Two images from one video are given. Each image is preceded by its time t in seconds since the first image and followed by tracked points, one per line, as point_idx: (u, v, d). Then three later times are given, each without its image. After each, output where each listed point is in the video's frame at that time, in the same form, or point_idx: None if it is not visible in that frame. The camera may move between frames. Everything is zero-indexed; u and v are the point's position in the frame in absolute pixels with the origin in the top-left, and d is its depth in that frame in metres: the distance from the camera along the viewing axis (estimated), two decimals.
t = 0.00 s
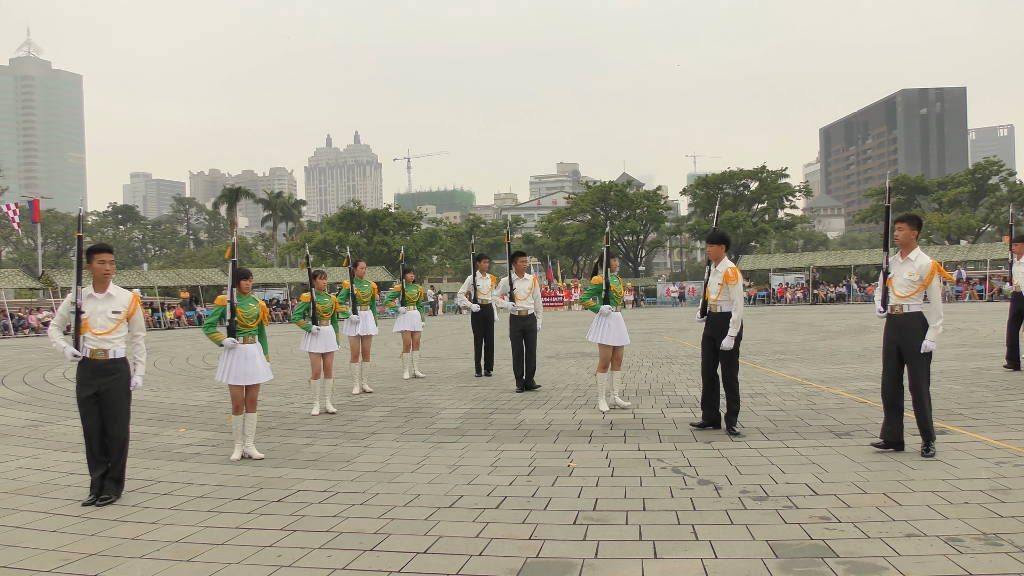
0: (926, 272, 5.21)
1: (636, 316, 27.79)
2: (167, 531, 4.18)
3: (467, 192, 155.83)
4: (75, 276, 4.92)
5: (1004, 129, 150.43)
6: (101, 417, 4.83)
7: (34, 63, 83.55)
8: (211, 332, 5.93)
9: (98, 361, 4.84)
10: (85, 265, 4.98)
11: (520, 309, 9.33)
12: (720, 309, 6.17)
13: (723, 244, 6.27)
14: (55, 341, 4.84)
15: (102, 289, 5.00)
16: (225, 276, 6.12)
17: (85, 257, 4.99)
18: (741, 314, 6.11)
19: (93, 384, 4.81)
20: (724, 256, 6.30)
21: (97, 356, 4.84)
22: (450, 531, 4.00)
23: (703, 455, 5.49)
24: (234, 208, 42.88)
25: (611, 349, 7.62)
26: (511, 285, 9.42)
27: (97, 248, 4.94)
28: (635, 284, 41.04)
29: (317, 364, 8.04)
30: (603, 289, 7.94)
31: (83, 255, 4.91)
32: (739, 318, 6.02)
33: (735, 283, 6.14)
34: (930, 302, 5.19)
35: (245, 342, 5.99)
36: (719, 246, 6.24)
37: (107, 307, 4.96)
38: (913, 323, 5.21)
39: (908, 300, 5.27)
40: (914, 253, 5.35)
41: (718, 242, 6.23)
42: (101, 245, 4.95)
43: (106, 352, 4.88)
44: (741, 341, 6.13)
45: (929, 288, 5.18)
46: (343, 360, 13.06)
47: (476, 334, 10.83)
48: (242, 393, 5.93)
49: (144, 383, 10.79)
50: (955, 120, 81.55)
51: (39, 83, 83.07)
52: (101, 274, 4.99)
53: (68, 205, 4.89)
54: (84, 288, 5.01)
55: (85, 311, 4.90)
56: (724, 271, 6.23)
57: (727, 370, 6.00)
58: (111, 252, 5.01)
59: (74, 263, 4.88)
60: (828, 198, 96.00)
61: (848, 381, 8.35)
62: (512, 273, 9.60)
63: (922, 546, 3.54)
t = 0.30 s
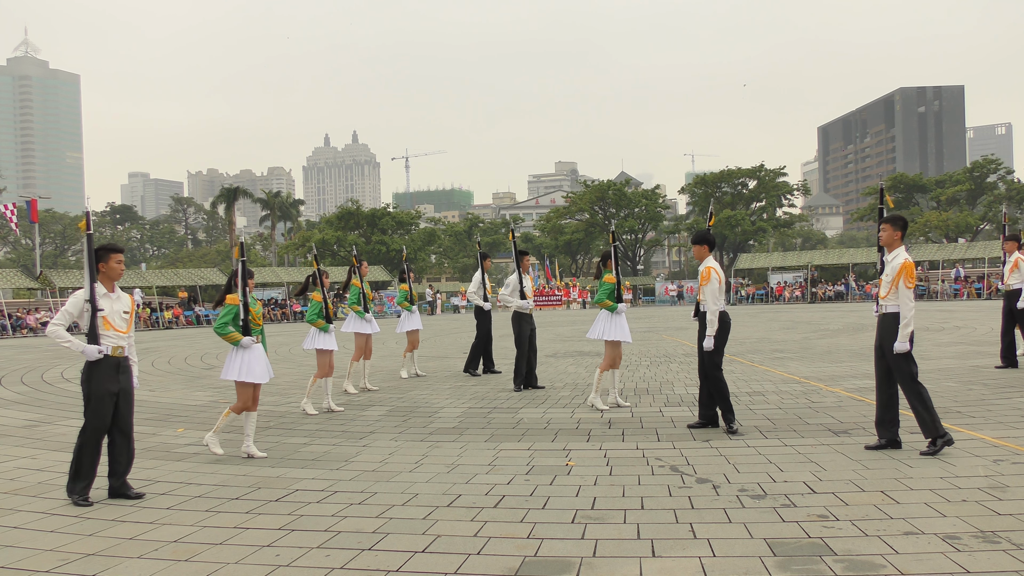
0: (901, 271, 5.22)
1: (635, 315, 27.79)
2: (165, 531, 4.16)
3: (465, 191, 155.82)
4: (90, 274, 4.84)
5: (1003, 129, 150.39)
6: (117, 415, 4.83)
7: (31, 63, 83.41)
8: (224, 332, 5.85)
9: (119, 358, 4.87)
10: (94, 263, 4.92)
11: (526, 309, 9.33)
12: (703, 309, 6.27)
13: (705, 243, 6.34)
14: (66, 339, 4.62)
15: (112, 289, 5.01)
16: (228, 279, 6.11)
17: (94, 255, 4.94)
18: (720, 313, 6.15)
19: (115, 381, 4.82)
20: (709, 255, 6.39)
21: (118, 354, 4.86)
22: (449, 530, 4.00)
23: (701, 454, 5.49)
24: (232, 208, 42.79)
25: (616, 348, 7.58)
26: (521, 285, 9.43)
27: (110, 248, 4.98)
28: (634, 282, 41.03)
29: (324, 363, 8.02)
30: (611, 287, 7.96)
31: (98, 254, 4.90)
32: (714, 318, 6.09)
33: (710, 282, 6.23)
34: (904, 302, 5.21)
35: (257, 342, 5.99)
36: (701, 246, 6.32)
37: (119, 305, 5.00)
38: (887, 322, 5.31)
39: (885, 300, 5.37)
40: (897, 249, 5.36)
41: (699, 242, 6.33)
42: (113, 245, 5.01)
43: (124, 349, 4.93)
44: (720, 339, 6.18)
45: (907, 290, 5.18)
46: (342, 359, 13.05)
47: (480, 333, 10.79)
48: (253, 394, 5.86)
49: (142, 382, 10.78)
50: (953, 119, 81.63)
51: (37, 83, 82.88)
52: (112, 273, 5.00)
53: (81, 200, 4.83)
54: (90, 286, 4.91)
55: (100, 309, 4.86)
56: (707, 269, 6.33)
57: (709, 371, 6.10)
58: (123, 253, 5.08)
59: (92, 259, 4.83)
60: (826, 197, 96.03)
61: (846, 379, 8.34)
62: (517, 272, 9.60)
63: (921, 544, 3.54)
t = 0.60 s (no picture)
0: (886, 270, 5.32)
1: (632, 314, 27.81)
2: (161, 531, 4.14)
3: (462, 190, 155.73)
4: (98, 273, 4.82)
5: (997, 128, 150.87)
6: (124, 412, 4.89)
7: (26, 62, 83.01)
8: (225, 331, 5.81)
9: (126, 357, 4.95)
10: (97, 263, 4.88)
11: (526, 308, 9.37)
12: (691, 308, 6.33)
13: (690, 242, 6.37)
14: (78, 340, 4.63)
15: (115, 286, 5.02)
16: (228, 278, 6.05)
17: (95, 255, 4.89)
18: (706, 312, 6.23)
19: (122, 379, 4.85)
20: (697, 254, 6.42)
21: (125, 353, 4.94)
22: (445, 530, 3.98)
23: (697, 453, 5.48)
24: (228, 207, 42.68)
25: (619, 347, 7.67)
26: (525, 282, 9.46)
27: (113, 247, 4.96)
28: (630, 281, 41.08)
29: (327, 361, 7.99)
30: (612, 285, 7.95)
31: (102, 255, 4.87)
32: (698, 316, 6.17)
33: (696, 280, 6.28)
34: (886, 300, 5.32)
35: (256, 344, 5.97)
36: (685, 245, 6.35)
37: (119, 306, 5.07)
38: (868, 321, 5.44)
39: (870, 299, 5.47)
40: (880, 250, 5.44)
41: (684, 241, 6.36)
42: (114, 244, 4.98)
43: (127, 349, 5.00)
44: (704, 339, 6.25)
45: (891, 290, 5.29)
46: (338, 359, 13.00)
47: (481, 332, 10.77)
48: (255, 393, 5.84)
49: (137, 382, 10.73)
50: (948, 117, 81.91)
51: (32, 82, 82.53)
52: (113, 272, 4.98)
53: (87, 200, 4.74)
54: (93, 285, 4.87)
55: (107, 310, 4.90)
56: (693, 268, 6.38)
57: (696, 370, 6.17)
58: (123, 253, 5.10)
59: (98, 260, 4.79)
60: (822, 196, 96.29)
61: (842, 378, 8.35)
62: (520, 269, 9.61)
63: (917, 542, 3.55)
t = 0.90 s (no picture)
0: (863, 270, 5.46)
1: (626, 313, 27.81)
2: (153, 532, 4.09)
3: (456, 189, 155.47)
4: (99, 273, 4.76)
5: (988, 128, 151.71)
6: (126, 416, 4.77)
7: (17, 61, 82.39)
8: (221, 331, 5.72)
9: (124, 360, 4.84)
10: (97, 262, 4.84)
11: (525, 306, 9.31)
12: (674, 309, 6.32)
13: (671, 243, 6.42)
14: (76, 342, 4.57)
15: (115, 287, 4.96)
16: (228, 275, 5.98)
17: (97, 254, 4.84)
18: (688, 313, 6.25)
19: (124, 381, 4.79)
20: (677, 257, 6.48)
21: (125, 356, 4.85)
22: (438, 529, 3.96)
23: (690, 451, 5.48)
24: (221, 206, 42.45)
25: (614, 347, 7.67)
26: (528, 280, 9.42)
27: (114, 247, 4.93)
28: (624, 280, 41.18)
29: (325, 361, 7.94)
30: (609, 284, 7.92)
31: (104, 254, 4.83)
32: (681, 317, 6.17)
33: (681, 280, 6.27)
34: (863, 298, 5.43)
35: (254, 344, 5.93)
36: (666, 246, 6.41)
37: (122, 307, 4.99)
38: (847, 320, 5.51)
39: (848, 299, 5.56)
40: (858, 250, 5.62)
41: (666, 242, 6.41)
42: (116, 244, 4.96)
43: (128, 351, 4.91)
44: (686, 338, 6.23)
45: (868, 288, 5.40)
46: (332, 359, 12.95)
47: (477, 332, 10.70)
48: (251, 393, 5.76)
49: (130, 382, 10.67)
50: (940, 117, 82.38)
51: (22, 81, 81.94)
52: (115, 272, 4.93)
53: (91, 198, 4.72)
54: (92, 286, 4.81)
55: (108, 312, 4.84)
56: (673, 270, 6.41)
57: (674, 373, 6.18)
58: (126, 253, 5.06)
59: (98, 259, 4.74)
60: (815, 195, 96.90)
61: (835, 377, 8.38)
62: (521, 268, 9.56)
63: (909, 540, 3.55)
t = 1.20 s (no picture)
0: (826, 273, 5.49)
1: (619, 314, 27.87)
2: (141, 533, 4.03)
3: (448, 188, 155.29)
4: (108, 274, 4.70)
5: (976, 129, 153.09)
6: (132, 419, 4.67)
7: (6, 59, 81.50)
8: (227, 331, 5.69)
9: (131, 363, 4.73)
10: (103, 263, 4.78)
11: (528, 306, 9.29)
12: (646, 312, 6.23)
13: (642, 247, 6.41)
14: (83, 343, 4.47)
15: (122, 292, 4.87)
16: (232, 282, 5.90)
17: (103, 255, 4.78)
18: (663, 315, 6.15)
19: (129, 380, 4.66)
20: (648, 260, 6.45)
21: (132, 358, 4.73)
22: (431, 529, 3.93)
23: (682, 452, 5.48)
24: (211, 205, 42.16)
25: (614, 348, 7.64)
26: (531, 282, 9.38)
27: (124, 248, 4.89)
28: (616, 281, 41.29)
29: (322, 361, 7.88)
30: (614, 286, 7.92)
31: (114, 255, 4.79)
32: (655, 321, 6.03)
33: (651, 286, 6.26)
34: (828, 302, 5.44)
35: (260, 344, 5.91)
36: (638, 249, 6.37)
37: (130, 309, 4.91)
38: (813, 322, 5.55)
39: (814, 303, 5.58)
40: (821, 254, 5.63)
41: (637, 246, 6.38)
42: (127, 246, 4.93)
43: (135, 354, 4.80)
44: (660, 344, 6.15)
45: (834, 292, 5.42)
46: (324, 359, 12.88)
47: (475, 332, 10.65)
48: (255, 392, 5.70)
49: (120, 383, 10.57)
50: (929, 118, 83.08)
51: (11, 80, 81.21)
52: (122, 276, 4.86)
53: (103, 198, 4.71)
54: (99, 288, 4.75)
55: (117, 313, 4.77)
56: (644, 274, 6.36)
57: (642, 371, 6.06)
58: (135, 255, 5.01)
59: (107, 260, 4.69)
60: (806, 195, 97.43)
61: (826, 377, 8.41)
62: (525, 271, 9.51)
63: (900, 539, 3.56)
